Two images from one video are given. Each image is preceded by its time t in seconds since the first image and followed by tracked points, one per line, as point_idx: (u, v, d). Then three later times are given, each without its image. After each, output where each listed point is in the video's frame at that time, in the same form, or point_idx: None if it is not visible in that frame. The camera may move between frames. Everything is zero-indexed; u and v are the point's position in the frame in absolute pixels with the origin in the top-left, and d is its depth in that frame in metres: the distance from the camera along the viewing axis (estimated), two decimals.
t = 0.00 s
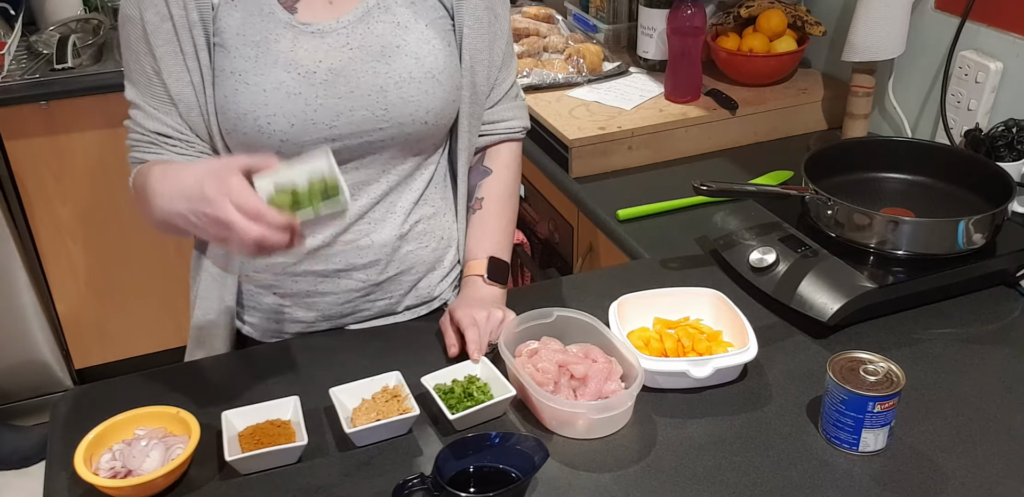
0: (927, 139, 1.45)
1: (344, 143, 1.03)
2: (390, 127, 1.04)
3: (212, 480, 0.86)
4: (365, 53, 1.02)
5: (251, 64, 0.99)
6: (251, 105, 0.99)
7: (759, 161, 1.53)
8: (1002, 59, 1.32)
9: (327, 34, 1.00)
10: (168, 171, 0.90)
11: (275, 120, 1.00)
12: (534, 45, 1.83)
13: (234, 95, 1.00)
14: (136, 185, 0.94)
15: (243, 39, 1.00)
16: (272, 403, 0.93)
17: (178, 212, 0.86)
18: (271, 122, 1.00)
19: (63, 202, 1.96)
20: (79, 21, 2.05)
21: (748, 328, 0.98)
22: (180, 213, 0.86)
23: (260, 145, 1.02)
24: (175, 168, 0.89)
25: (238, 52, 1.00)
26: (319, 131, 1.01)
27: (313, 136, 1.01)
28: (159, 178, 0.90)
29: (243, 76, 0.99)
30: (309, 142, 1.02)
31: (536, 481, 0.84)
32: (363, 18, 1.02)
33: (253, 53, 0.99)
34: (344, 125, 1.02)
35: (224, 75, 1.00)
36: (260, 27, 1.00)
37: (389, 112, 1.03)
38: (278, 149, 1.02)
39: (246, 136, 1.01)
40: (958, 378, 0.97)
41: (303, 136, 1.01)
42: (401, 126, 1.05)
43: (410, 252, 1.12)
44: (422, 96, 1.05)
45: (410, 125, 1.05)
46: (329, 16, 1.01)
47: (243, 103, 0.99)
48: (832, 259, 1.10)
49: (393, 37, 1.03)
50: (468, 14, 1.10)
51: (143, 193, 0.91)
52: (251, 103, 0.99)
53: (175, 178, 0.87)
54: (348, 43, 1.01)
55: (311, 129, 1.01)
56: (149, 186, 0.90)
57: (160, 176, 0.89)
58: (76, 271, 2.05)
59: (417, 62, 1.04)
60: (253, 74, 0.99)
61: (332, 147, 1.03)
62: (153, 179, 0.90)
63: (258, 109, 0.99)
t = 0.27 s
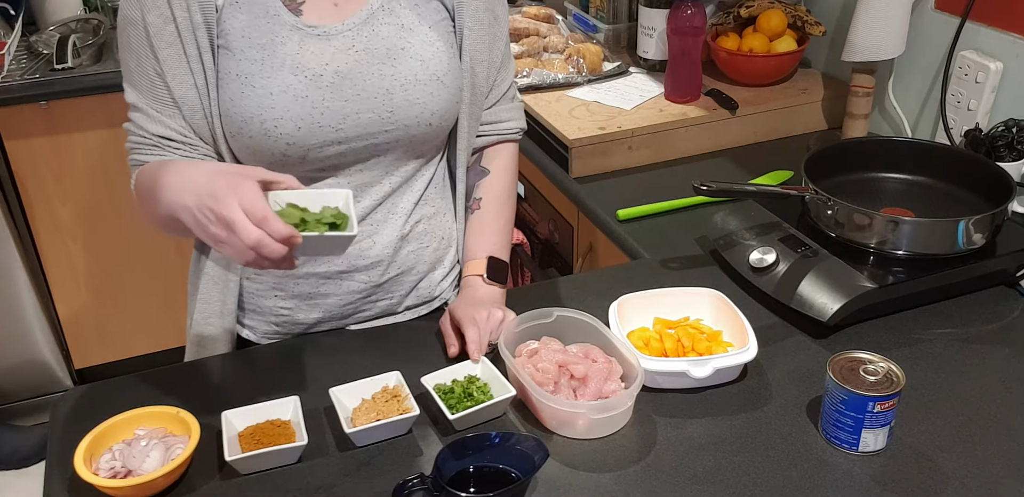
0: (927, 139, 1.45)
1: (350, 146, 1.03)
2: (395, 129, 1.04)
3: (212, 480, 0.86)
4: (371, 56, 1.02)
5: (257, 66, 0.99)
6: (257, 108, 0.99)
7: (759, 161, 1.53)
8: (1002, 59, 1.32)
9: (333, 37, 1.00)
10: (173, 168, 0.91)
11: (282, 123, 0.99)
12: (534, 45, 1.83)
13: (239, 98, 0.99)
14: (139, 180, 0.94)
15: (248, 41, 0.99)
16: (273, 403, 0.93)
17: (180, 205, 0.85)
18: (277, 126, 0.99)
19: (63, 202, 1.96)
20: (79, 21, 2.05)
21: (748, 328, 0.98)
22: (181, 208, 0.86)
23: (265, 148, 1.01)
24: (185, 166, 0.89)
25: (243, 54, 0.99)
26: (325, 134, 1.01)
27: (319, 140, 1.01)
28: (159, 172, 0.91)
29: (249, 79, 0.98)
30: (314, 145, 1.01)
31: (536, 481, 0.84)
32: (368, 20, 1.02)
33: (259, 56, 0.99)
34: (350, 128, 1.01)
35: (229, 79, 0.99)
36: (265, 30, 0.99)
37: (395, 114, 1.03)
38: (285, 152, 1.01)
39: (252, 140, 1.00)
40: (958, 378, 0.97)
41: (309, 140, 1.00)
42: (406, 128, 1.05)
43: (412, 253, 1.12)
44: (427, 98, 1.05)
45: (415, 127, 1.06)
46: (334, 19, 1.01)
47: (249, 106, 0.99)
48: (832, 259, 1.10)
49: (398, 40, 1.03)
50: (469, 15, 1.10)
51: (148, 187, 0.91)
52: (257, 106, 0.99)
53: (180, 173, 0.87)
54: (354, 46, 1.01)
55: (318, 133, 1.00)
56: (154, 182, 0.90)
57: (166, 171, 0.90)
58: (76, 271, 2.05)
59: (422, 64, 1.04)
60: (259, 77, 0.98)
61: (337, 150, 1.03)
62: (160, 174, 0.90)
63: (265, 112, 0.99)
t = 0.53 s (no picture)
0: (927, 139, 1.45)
1: (348, 146, 1.03)
2: (393, 130, 1.04)
3: (212, 480, 0.86)
4: (370, 56, 1.02)
5: (256, 66, 0.99)
6: (256, 108, 0.98)
7: (759, 161, 1.53)
8: (1002, 59, 1.32)
9: (332, 37, 1.00)
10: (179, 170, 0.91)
11: (281, 123, 0.99)
12: (533, 45, 1.83)
13: (238, 97, 0.99)
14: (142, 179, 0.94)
15: (248, 41, 0.99)
16: (272, 403, 0.93)
17: (186, 208, 0.85)
18: (276, 126, 0.99)
19: (63, 202, 1.96)
20: (79, 21, 2.05)
21: (748, 328, 0.98)
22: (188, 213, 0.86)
23: (263, 148, 1.01)
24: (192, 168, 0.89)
25: (242, 54, 0.99)
26: (323, 134, 1.01)
27: (318, 140, 1.01)
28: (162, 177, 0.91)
29: (248, 79, 0.98)
30: (313, 145, 1.01)
31: (536, 481, 0.84)
32: (367, 21, 1.02)
33: (258, 55, 0.99)
34: (349, 128, 1.01)
35: (227, 78, 0.99)
36: (265, 30, 0.99)
37: (394, 115, 1.03)
38: (283, 152, 1.01)
39: (250, 139, 1.00)
40: (958, 378, 0.97)
41: (308, 139, 1.00)
42: (404, 129, 1.05)
43: (410, 253, 1.12)
44: (425, 99, 1.05)
45: (414, 127, 1.06)
46: (333, 20, 1.01)
47: (248, 106, 0.99)
48: (832, 259, 1.10)
49: (397, 41, 1.03)
50: (468, 16, 1.10)
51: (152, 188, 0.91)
52: (255, 106, 0.98)
53: (187, 176, 0.87)
54: (353, 46, 1.01)
55: (316, 132, 1.00)
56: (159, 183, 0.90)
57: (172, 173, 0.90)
58: (76, 271, 2.05)
59: (421, 65, 1.04)
60: (258, 77, 0.98)
61: (335, 151, 1.03)
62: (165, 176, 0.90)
63: (263, 112, 0.98)
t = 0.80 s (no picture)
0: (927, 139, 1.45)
1: (346, 147, 1.03)
2: (391, 131, 1.04)
3: (212, 480, 0.86)
4: (368, 58, 1.02)
5: (255, 67, 0.99)
6: (255, 108, 0.99)
7: (759, 161, 1.53)
8: (1002, 59, 1.32)
9: (331, 38, 1.00)
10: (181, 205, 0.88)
11: (279, 123, 0.99)
12: (534, 45, 1.83)
13: (237, 98, 0.99)
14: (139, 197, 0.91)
15: (246, 42, 0.99)
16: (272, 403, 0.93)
17: (184, 239, 0.81)
18: (274, 126, 0.99)
19: (63, 202, 1.96)
20: (79, 21, 2.04)
21: (748, 328, 0.98)
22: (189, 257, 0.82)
23: (262, 148, 1.01)
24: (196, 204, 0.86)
25: (242, 55, 0.99)
26: (321, 135, 1.01)
27: (316, 141, 1.01)
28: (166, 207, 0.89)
29: (247, 79, 0.99)
30: (311, 146, 1.01)
31: (535, 481, 0.84)
32: (365, 22, 1.02)
33: (257, 56, 0.99)
34: (347, 130, 1.02)
35: (226, 78, 1.00)
36: (264, 31, 0.99)
37: (391, 117, 1.03)
38: (281, 152, 1.01)
39: (248, 140, 1.00)
40: (958, 378, 0.97)
41: (306, 140, 1.01)
42: (402, 130, 1.05)
43: (409, 252, 1.12)
44: (423, 100, 1.05)
45: (412, 128, 1.06)
46: (331, 21, 1.01)
47: (247, 106, 0.99)
48: (833, 259, 1.10)
49: (394, 42, 1.03)
50: (466, 17, 1.10)
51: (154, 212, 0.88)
52: (254, 106, 0.99)
53: (197, 206, 0.83)
54: (351, 47, 1.01)
55: (314, 133, 1.00)
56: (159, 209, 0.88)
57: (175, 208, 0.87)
58: (76, 271, 2.05)
59: (419, 67, 1.05)
60: (257, 78, 0.99)
61: (334, 151, 1.03)
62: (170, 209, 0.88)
63: (262, 113, 0.99)
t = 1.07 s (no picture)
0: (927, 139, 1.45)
1: (354, 152, 1.03)
2: (398, 134, 1.04)
3: (212, 479, 0.86)
4: (375, 62, 1.01)
5: (266, 74, 0.96)
6: (266, 116, 0.96)
7: (759, 161, 1.53)
8: (1002, 59, 1.32)
9: (340, 44, 0.98)
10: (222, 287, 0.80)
11: (291, 132, 0.97)
12: (534, 45, 1.83)
13: (249, 105, 0.96)
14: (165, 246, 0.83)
15: (258, 48, 0.96)
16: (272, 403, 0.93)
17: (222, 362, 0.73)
18: (286, 135, 0.97)
19: (63, 202, 1.96)
20: (80, 21, 2.05)
21: (748, 328, 0.98)
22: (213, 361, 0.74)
23: (272, 156, 0.98)
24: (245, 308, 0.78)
25: (251, 61, 0.96)
26: (331, 142, 1.00)
27: (326, 147, 1.00)
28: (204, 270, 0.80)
29: (258, 87, 0.96)
30: (321, 153, 1.00)
31: (535, 481, 0.84)
32: (370, 26, 1.00)
33: (267, 63, 0.96)
34: (355, 134, 1.01)
35: (237, 85, 0.96)
36: (273, 37, 0.96)
37: (399, 121, 1.03)
38: (291, 160, 0.99)
39: (258, 148, 0.97)
40: (958, 378, 0.97)
41: (316, 147, 0.99)
42: (408, 133, 1.05)
43: (411, 251, 1.12)
44: (428, 103, 1.05)
45: (417, 131, 1.06)
46: (337, 26, 0.99)
47: (258, 114, 0.96)
48: (833, 258, 1.10)
49: (400, 45, 1.03)
50: (466, 15, 1.10)
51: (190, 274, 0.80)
52: (266, 114, 0.96)
53: (245, 334, 0.75)
54: (358, 53, 1.00)
55: (325, 140, 0.99)
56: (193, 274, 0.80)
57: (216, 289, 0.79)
58: (76, 271, 2.05)
59: (424, 69, 1.04)
60: (268, 85, 0.96)
61: (343, 157, 1.03)
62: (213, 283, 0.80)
63: (274, 121, 0.96)
